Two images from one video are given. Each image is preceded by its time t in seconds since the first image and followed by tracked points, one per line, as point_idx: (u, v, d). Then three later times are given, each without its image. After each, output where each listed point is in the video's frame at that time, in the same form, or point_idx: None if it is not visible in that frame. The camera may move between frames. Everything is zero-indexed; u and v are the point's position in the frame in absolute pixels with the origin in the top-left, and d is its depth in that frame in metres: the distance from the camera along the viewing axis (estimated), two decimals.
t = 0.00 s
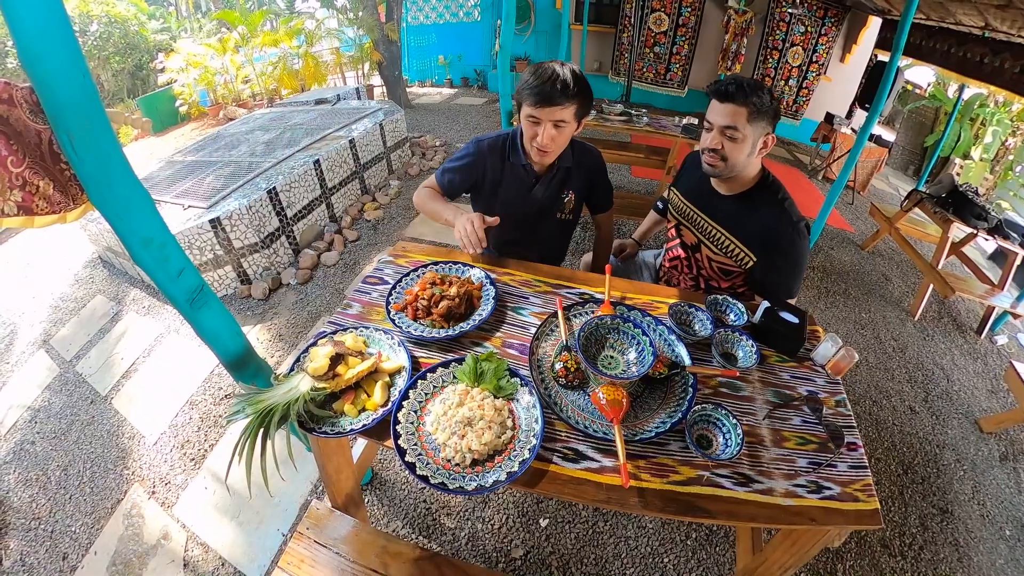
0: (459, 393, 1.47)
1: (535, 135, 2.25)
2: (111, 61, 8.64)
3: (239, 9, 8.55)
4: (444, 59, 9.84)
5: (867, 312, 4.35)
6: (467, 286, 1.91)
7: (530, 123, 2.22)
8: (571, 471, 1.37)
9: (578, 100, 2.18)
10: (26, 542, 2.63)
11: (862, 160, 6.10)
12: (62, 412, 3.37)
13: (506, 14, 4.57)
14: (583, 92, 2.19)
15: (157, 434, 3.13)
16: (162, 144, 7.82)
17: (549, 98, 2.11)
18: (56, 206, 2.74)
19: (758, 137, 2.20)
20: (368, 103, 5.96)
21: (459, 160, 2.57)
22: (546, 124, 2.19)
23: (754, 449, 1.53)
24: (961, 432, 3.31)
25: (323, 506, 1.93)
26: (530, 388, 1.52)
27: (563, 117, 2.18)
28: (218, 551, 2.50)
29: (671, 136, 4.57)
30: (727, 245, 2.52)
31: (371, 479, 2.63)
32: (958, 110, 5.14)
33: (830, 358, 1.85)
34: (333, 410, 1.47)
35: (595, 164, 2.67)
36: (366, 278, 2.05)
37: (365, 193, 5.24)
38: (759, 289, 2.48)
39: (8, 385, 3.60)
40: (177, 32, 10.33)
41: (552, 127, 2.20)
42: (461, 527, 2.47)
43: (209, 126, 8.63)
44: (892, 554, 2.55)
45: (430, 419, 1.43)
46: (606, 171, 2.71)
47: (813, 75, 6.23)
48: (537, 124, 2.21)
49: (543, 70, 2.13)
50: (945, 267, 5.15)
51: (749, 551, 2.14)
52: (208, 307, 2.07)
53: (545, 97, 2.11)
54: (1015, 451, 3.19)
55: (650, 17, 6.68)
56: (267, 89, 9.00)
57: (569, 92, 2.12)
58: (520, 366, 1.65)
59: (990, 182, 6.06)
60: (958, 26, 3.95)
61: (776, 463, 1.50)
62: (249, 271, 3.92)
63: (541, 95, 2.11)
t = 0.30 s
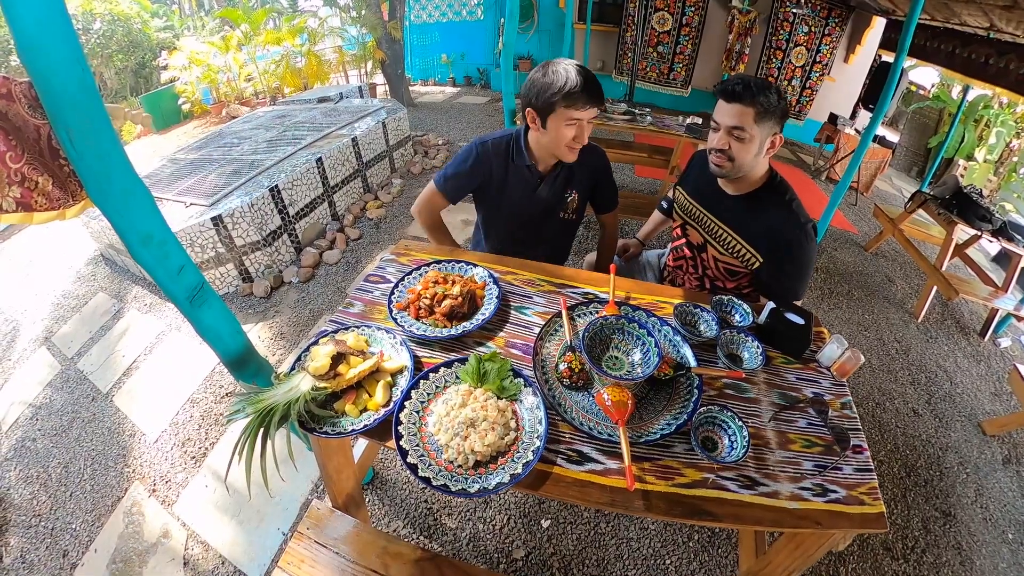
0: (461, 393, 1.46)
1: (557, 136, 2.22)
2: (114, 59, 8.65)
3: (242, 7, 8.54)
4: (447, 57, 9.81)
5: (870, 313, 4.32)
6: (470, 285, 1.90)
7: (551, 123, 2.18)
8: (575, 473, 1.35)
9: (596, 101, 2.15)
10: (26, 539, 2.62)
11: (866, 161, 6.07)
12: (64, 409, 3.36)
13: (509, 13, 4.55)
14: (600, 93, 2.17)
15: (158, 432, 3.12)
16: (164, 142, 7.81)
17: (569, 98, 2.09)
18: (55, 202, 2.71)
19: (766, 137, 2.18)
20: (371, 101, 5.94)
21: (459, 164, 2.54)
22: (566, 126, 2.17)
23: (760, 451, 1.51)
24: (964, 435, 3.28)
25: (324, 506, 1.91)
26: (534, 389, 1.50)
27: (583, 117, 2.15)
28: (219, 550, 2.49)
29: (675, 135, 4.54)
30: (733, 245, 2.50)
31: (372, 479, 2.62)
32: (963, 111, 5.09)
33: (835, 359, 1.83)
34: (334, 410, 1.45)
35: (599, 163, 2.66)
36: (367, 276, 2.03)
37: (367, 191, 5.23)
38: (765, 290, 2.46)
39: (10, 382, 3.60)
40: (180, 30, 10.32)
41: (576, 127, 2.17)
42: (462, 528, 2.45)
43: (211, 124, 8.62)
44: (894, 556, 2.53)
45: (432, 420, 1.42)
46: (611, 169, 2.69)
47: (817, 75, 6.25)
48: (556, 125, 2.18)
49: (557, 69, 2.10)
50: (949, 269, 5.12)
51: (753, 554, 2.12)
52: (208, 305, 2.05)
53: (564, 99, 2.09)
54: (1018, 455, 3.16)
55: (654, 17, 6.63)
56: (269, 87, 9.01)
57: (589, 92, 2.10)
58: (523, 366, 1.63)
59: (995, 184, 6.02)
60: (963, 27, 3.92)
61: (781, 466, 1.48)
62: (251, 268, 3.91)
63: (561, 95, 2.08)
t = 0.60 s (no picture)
0: (466, 395, 1.44)
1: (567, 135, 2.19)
2: (117, 57, 8.68)
3: (245, 5, 8.54)
4: (450, 56, 9.78)
5: (874, 314, 4.29)
6: (473, 285, 1.88)
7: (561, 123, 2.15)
8: (581, 476, 1.33)
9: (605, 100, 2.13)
10: (26, 536, 2.61)
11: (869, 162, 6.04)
12: (65, 406, 3.35)
13: (513, 11, 4.53)
14: (607, 91, 2.14)
15: (159, 431, 3.11)
16: (166, 140, 7.81)
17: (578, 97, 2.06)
18: (53, 199, 2.71)
19: (777, 136, 2.15)
20: (374, 100, 5.92)
21: (464, 165, 2.51)
22: (575, 126, 2.14)
23: (767, 454, 1.49)
24: (967, 437, 3.25)
25: (325, 507, 1.90)
26: (539, 391, 1.48)
27: (593, 116, 2.12)
28: (219, 550, 2.47)
29: (679, 135, 4.52)
30: (742, 245, 2.47)
31: (373, 479, 2.59)
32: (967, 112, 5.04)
33: (842, 362, 1.80)
34: (336, 412, 1.43)
35: (604, 161, 2.63)
36: (370, 276, 2.01)
37: (370, 189, 5.21)
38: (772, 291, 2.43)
39: (11, 380, 3.59)
40: (183, 28, 10.31)
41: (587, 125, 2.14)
42: (464, 529, 2.43)
43: (214, 122, 8.61)
44: (897, 560, 2.51)
45: (435, 422, 1.39)
46: (616, 168, 2.66)
47: (820, 75, 6.19)
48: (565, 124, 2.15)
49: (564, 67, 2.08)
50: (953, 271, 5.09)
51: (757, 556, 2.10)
52: (209, 304, 2.04)
53: (572, 98, 2.07)
54: (1022, 458, 3.13)
55: (657, 16, 6.57)
56: (272, 85, 9.00)
57: (597, 91, 2.08)
58: (528, 367, 1.61)
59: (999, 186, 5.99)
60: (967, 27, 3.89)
61: (788, 469, 1.46)
62: (252, 267, 3.90)
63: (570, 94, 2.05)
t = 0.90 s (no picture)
0: (470, 396, 1.42)
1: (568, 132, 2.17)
2: (121, 54, 8.70)
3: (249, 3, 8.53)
4: (453, 55, 9.75)
5: (878, 316, 4.26)
6: (478, 284, 1.86)
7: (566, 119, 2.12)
8: (587, 480, 1.31)
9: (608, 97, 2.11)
10: (27, 533, 2.61)
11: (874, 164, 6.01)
12: (66, 403, 3.35)
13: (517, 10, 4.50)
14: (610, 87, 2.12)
15: (160, 429, 3.10)
16: (169, 137, 7.81)
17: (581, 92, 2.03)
18: (52, 195, 2.68)
19: (789, 138, 2.13)
20: (377, 98, 5.90)
21: (469, 161, 2.49)
22: (574, 122, 2.12)
23: (774, 458, 1.46)
24: (970, 441, 3.22)
25: (326, 507, 1.88)
26: (545, 393, 1.46)
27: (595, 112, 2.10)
28: (219, 548, 2.46)
29: (683, 134, 4.49)
30: (750, 249, 2.44)
31: (376, 479, 2.57)
32: (973, 114, 4.94)
33: (849, 364, 1.78)
34: (339, 412, 1.41)
35: (610, 159, 2.60)
36: (373, 274, 1.99)
37: (372, 188, 5.19)
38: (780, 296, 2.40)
39: (13, 376, 3.60)
40: (186, 26, 10.30)
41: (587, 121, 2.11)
42: (465, 529, 2.41)
43: (217, 119, 8.61)
44: (900, 563, 2.48)
45: (439, 424, 1.38)
46: (623, 168, 2.64)
47: (824, 76, 6.14)
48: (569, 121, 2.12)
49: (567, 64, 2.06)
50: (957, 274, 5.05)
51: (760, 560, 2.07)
52: (209, 302, 2.02)
53: (577, 93, 2.04)
54: None
55: (661, 15, 6.44)
56: (276, 83, 9.00)
57: (598, 87, 2.05)
58: (534, 368, 1.59)
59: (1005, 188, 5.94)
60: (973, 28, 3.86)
61: (795, 473, 1.43)
62: (255, 265, 3.89)
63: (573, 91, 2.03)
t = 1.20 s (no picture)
0: (474, 395, 1.41)
1: (558, 131, 2.18)
2: (127, 50, 8.72)
3: None
4: (459, 53, 9.72)
5: (883, 320, 4.23)
6: (483, 282, 1.84)
7: (552, 117, 2.15)
8: (591, 481, 1.29)
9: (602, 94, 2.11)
10: (30, 526, 2.62)
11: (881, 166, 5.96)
12: (70, 397, 3.36)
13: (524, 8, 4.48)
14: (606, 87, 2.13)
15: (163, 423, 3.10)
16: (175, 133, 7.82)
17: (573, 91, 2.04)
18: (56, 188, 2.56)
19: (805, 144, 2.11)
20: (383, 95, 5.89)
21: (475, 158, 2.49)
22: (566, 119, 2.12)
23: (779, 461, 1.45)
24: (975, 447, 3.18)
25: (328, 504, 1.87)
26: (550, 394, 1.44)
27: (586, 109, 2.11)
28: (220, 543, 2.46)
29: (690, 133, 4.47)
30: (761, 255, 2.43)
31: (377, 476, 2.57)
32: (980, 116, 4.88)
33: (855, 367, 1.76)
34: (341, 410, 1.40)
35: (618, 159, 2.58)
36: (377, 270, 1.98)
37: (377, 184, 5.18)
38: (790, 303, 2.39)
39: (18, 369, 3.62)
40: (193, 22, 10.32)
41: (575, 122, 2.13)
42: (467, 528, 2.40)
43: (222, 116, 8.62)
44: (903, 568, 2.46)
45: (442, 423, 1.37)
46: (630, 168, 2.62)
47: (832, 76, 6.04)
48: (558, 119, 2.14)
49: (560, 62, 2.06)
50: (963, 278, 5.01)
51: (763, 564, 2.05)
52: (212, 298, 2.02)
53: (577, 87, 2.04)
54: None
55: (668, 14, 6.39)
56: (282, 79, 9.00)
57: (591, 84, 2.05)
58: (538, 368, 1.58)
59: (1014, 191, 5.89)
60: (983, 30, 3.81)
61: (800, 477, 1.42)
62: (259, 261, 3.89)
63: (563, 88, 2.04)
